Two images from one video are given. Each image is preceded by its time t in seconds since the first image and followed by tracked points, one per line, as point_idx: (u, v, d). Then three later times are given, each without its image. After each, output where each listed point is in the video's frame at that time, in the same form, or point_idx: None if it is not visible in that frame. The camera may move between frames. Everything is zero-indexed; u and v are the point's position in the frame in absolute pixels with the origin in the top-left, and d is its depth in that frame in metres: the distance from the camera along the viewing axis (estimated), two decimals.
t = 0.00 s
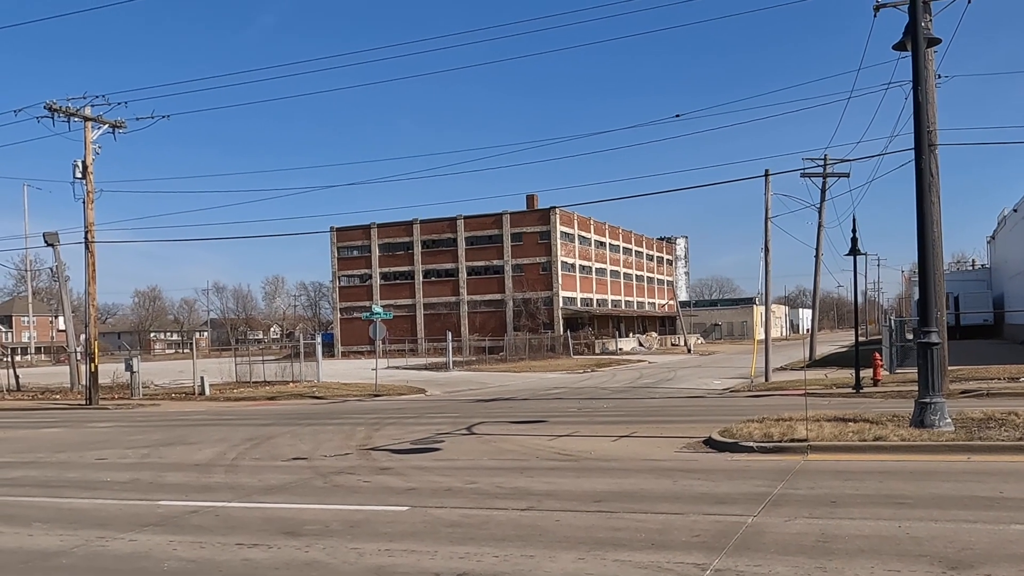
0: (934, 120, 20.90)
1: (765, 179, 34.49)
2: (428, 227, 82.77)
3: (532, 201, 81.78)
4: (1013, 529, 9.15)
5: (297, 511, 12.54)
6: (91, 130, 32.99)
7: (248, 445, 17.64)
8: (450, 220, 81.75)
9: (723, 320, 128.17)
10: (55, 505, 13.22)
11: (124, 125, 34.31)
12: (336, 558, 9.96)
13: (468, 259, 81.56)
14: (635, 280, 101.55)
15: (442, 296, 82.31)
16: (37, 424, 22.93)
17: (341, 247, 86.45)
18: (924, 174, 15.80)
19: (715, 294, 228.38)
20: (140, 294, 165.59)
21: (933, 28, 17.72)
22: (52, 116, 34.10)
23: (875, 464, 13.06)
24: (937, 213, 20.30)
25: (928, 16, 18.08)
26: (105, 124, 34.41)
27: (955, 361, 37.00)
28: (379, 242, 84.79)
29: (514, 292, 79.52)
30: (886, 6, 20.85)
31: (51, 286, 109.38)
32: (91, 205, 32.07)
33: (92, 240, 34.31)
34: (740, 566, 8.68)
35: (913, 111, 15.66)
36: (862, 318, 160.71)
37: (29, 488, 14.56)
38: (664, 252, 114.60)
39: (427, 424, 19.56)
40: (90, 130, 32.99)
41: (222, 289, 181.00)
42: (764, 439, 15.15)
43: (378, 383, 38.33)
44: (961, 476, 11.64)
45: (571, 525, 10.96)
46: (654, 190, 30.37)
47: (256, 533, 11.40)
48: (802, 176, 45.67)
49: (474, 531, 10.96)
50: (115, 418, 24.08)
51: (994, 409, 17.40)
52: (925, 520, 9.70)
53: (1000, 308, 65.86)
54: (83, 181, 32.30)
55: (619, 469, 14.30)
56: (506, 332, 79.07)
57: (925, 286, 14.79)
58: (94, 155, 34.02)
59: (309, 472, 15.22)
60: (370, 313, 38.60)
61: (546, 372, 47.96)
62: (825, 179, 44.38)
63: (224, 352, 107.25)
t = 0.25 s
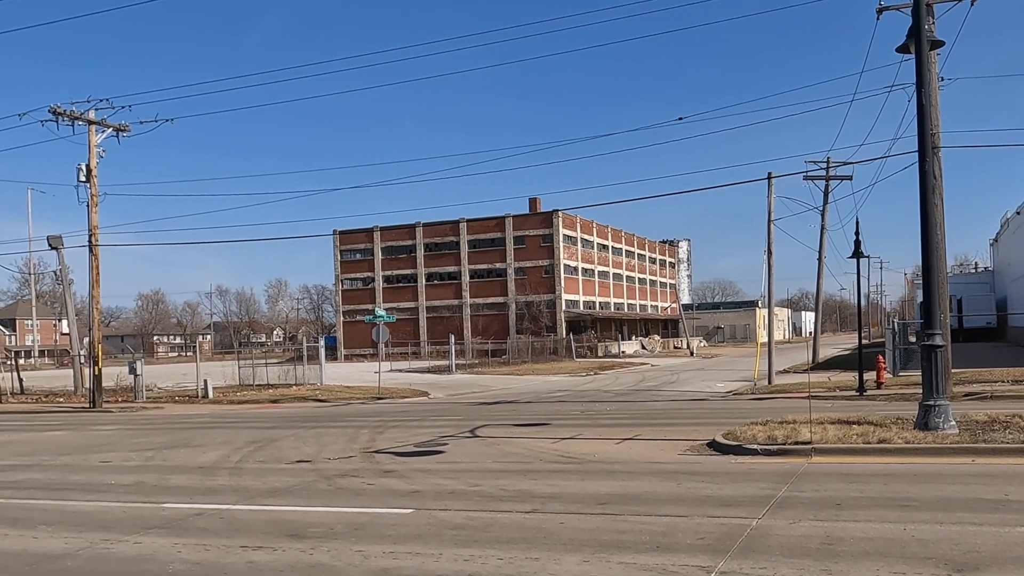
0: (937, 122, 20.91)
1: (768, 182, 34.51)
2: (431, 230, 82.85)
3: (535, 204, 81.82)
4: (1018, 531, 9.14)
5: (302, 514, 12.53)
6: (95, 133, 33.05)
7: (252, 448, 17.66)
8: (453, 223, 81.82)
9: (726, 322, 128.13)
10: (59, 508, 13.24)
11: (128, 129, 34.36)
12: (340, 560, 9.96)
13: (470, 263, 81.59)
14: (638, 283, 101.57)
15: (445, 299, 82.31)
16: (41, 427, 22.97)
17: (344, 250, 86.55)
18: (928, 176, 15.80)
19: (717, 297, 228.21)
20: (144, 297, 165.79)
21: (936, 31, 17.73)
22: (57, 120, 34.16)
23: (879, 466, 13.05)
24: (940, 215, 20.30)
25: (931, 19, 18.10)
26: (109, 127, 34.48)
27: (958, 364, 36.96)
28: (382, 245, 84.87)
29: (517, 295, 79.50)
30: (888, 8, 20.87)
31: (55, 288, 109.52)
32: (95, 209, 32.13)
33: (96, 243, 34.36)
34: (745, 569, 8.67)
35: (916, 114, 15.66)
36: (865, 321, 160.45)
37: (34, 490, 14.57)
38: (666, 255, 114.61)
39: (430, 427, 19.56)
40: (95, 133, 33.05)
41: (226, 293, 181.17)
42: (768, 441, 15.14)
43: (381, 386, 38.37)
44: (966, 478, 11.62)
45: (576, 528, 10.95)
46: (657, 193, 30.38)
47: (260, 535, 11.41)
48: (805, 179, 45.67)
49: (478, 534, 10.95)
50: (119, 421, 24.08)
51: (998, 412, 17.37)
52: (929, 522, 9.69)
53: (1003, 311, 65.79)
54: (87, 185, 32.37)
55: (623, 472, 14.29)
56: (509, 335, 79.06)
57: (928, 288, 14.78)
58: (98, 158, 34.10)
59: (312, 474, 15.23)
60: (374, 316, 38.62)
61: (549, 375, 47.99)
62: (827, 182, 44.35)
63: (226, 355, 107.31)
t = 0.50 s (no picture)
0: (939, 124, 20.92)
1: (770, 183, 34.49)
2: (433, 232, 82.89)
3: (537, 205, 81.85)
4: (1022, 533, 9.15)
5: (306, 516, 12.57)
6: (99, 136, 33.09)
7: (255, 450, 17.68)
8: (455, 225, 81.84)
9: (728, 323, 128.08)
10: (64, 511, 13.26)
11: (131, 132, 34.41)
12: (346, 563, 9.98)
13: (473, 264, 81.62)
14: (640, 284, 101.62)
15: (447, 300, 82.35)
16: (45, 429, 22.96)
17: (346, 252, 86.56)
18: (931, 178, 15.81)
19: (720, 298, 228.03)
20: (146, 299, 165.95)
21: (938, 32, 17.74)
22: (60, 123, 34.21)
23: (883, 467, 13.07)
24: (944, 217, 20.30)
25: (933, 20, 18.09)
26: (112, 130, 34.50)
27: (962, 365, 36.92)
28: (385, 247, 84.93)
29: (520, 297, 79.52)
30: (890, 9, 20.89)
31: (58, 290, 109.66)
32: (99, 211, 32.17)
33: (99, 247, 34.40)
34: (749, 570, 8.69)
35: (920, 115, 15.67)
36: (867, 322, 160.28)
37: (39, 493, 14.59)
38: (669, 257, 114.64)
39: (433, 428, 19.58)
40: (98, 136, 33.08)
41: (228, 294, 181.37)
42: (771, 442, 15.16)
43: (385, 388, 38.37)
44: (969, 480, 11.64)
45: (580, 530, 10.98)
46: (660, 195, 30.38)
47: (265, 538, 11.41)
48: (807, 181, 45.66)
49: (482, 536, 10.98)
50: (123, 423, 24.11)
51: (1001, 413, 17.38)
52: (933, 524, 9.70)
53: (1006, 311, 65.72)
54: (90, 188, 32.40)
55: (627, 474, 14.30)
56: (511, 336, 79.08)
57: (932, 290, 14.78)
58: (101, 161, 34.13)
59: (317, 476, 15.24)
60: (377, 318, 38.62)
61: (551, 377, 48.00)
62: (830, 183, 44.33)
63: (229, 357, 107.41)
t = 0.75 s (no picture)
0: (942, 124, 20.91)
1: (772, 184, 34.47)
2: (435, 233, 82.92)
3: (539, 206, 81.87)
4: None
5: (310, 518, 12.59)
6: (102, 139, 33.14)
7: (259, 452, 17.71)
8: (457, 227, 81.86)
9: (731, 324, 128.03)
10: (68, 513, 13.29)
11: (134, 135, 34.45)
12: (349, 565, 10.00)
13: (475, 266, 81.64)
14: (643, 284, 101.60)
15: (449, 302, 82.38)
16: (49, 432, 23.00)
17: (348, 254, 86.61)
18: (933, 179, 15.81)
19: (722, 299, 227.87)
20: (149, 301, 166.20)
21: (940, 33, 17.73)
22: (63, 127, 34.27)
23: (886, 468, 13.07)
24: (946, 218, 20.31)
25: (935, 20, 18.08)
26: (115, 133, 34.55)
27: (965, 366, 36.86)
28: (387, 248, 85.00)
29: (522, 298, 79.52)
30: (893, 10, 20.88)
31: (61, 293, 109.85)
32: (102, 214, 32.22)
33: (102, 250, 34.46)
34: (752, 572, 8.70)
35: (922, 116, 15.66)
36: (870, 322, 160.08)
37: (43, 495, 14.63)
38: (671, 257, 114.60)
39: (436, 430, 19.60)
40: (101, 139, 33.13)
41: (231, 296, 181.63)
42: (775, 443, 15.17)
43: (388, 390, 38.41)
44: (972, 480, 11.65)
45: (583, 531, 10.99)
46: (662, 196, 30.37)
47: (269, 540, 11.44)
48: (809, 181, 45.62)
49: (486, 538, 11.00)
50: (126, 425, 24.13)
51: (1004, 413, 17.38)
52: (936, 526, 9.70)
53: (1009, 311, 65.64)
54: (93, 191, 32.46)
55: (630, 475, 14.31)
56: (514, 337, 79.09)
57: (934, 290, 14.78)
58: (104, 164, 34.19)
59: (321, 478, 15.27)
60: (379, 320, 38.65)
61: (554, 378, 47.96)
62: (832, 184, 44.33)
63: (231, 358, 107.53)
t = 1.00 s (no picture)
0: (946, 124, 20.86)
1: (776, 185, 34.40)
2: (439, 233, 82.95)
3: (541, 206, 81.81)
4: None
5: (314, 519, 12.61)
6: (106, 140, 33.20)
7: (263, 453, 17.75)
8: (461, 227, 81.88)
9: (735, 324, 127.92)
10: (73, 514, 13.32)
11: (138, 136, 34.51)
12: (354, 566, 10.01)
13: (479, 266, 81.65)
14: (646, 284, 101.54)
15: (453, 302, 82.42)
16: (55, 433, 23.05)
17: (352, 254, 86.68)
18: (937, 178, 15.77)
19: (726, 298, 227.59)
20: (154, 302, 166.52)
21: (944, 32, 17.70)
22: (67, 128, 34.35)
23: (891, 469, 13.04)
24: (950, 217, 20.25)
25: (939, 20, 18.05)
26: (119, 135, 34.60)
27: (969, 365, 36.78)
28: (391, 248, 85.03)
29: (526, 298, 79.52)
30: (896, 10, 20.84)
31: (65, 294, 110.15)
32: (107, 215, 32.30)
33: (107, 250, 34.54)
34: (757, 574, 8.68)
35: (926, 115, 15.64)
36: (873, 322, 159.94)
37: (48, 496, 14.66)
38: (674, 257, 114.52)
39: (440, 431, 19.61)
40: (106, 140, 33.20)
41: (235, 297, 181.97)
42: (779, 444, 15.15)
43: (392, 390, 38.47)
44: (977, 481, 11.62)
45: (587, 533, 10.98)
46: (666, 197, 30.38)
47: (274, 541, 11.46)
48: (813, 181, 45.53)
49: (490, 539, 11.01)
50: (131, 426, 24.18)
51: (1010, 413, 17.34)
52: (942, 527, 9.69)
53: (1013, 311, 65.47)
54: (98, 192, 32.53)
55: (634, 476, 14.30)
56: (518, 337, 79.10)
57: (939, 290, 14.74)
58: (109, 165, 34.28)
59: (325, 479, 15.29)
60: (383, 320, 38.66)
61: (558, 378, 47.97)
62: (836, 183, 44.23)
63: (235, 359, 107.73)
